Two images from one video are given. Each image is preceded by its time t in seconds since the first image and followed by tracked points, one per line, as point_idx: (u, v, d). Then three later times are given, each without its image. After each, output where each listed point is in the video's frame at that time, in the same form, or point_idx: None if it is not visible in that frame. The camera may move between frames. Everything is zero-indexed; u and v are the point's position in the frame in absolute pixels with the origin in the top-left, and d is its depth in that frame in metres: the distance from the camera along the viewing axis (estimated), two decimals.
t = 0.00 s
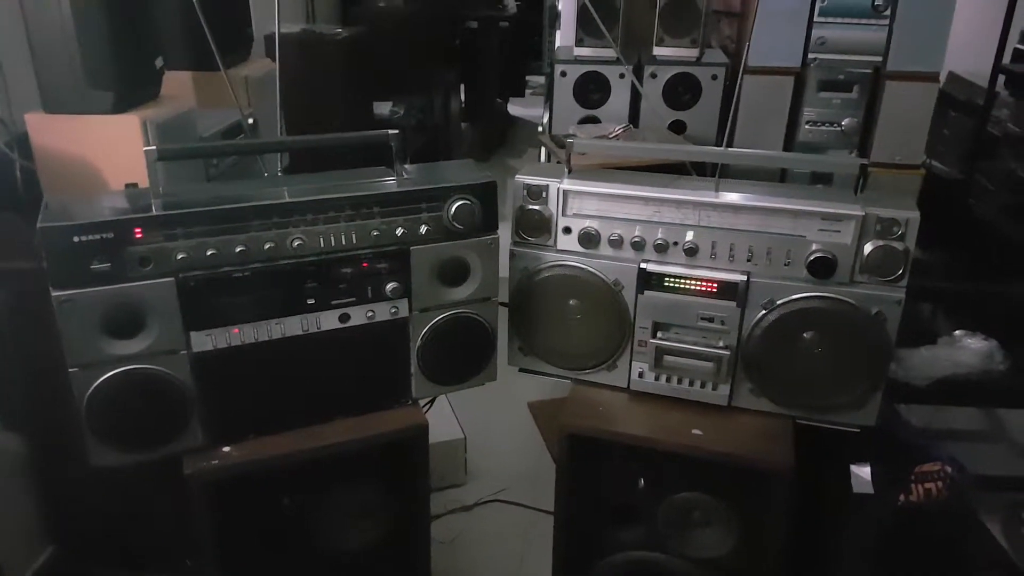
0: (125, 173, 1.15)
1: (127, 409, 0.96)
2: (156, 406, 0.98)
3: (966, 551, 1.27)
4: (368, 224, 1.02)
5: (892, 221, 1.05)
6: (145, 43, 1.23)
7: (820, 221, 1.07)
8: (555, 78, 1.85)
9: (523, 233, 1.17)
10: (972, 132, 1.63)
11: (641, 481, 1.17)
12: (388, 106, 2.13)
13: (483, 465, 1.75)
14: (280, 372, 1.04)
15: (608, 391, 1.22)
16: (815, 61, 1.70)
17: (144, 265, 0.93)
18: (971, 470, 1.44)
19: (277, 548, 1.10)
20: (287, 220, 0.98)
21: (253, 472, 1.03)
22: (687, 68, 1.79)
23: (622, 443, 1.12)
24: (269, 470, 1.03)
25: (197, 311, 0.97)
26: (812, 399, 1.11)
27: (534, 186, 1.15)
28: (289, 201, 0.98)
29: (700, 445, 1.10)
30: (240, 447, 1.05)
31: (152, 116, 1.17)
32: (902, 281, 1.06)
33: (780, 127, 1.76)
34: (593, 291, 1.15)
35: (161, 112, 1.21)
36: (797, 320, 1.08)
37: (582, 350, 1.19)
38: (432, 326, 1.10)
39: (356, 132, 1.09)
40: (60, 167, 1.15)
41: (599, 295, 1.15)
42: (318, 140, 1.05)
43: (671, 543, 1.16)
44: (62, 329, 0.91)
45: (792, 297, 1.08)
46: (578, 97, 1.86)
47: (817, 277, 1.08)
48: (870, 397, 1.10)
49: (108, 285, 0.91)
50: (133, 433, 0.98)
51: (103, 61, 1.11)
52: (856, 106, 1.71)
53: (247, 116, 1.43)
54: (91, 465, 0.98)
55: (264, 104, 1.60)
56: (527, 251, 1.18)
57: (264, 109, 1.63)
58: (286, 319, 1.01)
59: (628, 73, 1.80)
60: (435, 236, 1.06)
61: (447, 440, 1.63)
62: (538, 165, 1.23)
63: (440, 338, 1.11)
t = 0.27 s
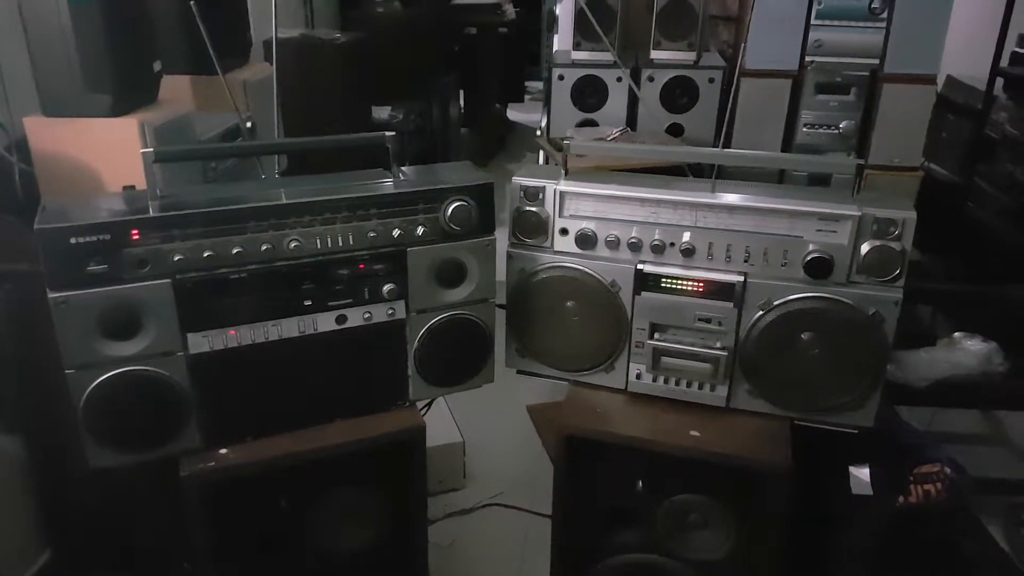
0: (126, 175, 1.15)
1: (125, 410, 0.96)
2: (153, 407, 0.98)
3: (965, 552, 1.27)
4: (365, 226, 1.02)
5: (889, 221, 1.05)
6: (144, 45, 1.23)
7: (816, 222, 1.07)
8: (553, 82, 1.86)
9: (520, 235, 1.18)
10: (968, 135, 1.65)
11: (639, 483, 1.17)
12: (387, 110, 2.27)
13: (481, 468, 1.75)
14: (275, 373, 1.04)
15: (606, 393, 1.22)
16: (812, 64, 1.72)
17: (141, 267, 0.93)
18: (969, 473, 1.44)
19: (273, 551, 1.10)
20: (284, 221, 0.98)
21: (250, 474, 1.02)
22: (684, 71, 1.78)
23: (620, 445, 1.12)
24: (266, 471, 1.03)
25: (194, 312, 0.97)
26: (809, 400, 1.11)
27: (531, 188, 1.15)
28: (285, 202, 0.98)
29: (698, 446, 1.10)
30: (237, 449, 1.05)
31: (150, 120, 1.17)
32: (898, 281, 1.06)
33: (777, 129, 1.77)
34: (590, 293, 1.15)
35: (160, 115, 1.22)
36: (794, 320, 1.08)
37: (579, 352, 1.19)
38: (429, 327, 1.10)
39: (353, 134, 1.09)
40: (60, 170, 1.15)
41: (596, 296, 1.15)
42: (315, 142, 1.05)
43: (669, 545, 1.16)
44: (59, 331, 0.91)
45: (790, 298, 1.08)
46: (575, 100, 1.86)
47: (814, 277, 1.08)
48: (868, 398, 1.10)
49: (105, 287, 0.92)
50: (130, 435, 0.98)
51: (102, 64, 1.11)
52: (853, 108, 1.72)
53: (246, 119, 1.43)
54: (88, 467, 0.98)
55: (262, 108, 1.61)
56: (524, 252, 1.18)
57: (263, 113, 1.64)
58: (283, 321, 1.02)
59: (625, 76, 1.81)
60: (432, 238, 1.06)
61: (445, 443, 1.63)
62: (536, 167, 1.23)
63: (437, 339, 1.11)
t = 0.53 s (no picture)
0: (127, 177, 1.15)
1: (126, 410, 0.97)
2: (153, 407, 0.98)
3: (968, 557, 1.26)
4: (365, 227, 1.02)
5: (891, 223, 1.04)
6: (148, 48, 1.24)
7: (818, 224, 1.07)
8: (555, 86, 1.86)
9: (521, 236, 1.18)
10: (973, 142, 1.66)
11: (640, 486, 1.17)
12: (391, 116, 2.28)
13: (482, 472, 1.74)
14: (276, 374, 1.04)
15: (606, 395, 1.22)
16: (815, 68, 1.72)
17: (142, 267, 0.93)
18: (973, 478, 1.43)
19: (272, 553, 1.10)
20: (284, 222, 0.99)
21: (249, 475, 1.02)
22: (686, 76, 1.79)
23: (620, 447, 1.12)
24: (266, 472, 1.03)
25: (195, 312, 0.97)
26: (811, 403, 1.11)
27: (532, 190, 1.15)
28: (286, 203, 0.98)
29: (698, 449, 1.09)
30: (237, 449, 1.05)
31: (153, 122, 1.18)
32: (901, 284, 1.06)
33: (779, 133, 1.78)
34: (591, 295, 1.15)
35: (162, 117, 1.22)
36: (796, 322, 1.07)
37: (580, 355, 1.18)
38: (429, 329, 1.10)
39: (353, 135, 1.09)
40: (64, 172, 1.16)
41: (596, 298, 1.15)
42: (315, 143, 1.05)
43: (669, 548, 1.16)
44: (60, 331, 0.91)
45: (791, 300, 1.08)
46: (577, 104, 1.86)
47: (815, 279, 1.07)
48: (871, 401, 1.10)
49: (107, 287, 0.92)
50: (130, 435, 0.98)
51: (104, 66, 1.12)
52: (857, 112, 1.72)
53: (248, 122, 1.44)
54: (88, 467, 0.98)
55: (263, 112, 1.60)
56: (524, 254, 1.18)
57: (266, 117, 1.64)
58: (284, 322, 1.02)
59: (627, 80, 1.81)
60: (433, 239, 1.06)
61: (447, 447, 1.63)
62: (537, 169, 1.23)
63: (437, 341, 1.11)
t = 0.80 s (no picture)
0: (132, 178, 1.17)
1: (129, 411, 0.97)
2: (157, 408, 0.98)
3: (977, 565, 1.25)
4: (370, 229, 1.02)
5: (897, 226, 1.04)
6: (156, 53, 1.25)
7: (823, 227, 1.06)
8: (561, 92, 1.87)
9: (525, 240, 1.18)
10: (981, 150, 1.66)
11: (644, 491, 1.16)
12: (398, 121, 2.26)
13: (487, 478, 1.74)
14: (280, 375, 1.04)
15: (611, 399, 1.21)
16: (821, 75, 1.73)
17: (148, 267, 0.94)
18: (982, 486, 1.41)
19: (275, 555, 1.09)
20: (289, 223, 0.99)
21: (253, 476, 1.02)
22: (692, 82, 1.79)
23: (624, 451, 1.11)
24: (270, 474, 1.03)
25: (200, 313, 0.97)
26: (817, 407, 1.10)
27: (536, 193, 1.15)
28: (291, 205, 0.99)
29: (703, 452, 1.09)
30: (241, 451, 1.05)
31: (159, 125, 1.19)
32: (907, 287, 1.05)
33: (786, 139, 1.78)
34: (595, 298, 1.14)
35: (168, 120, 1.23)
36: (801, 326, 1.07)
37: (585, 358, 1.18)
38: (434, 332, 1.10)
39: (358, 139, 1.09)
40: (70, 175, 1.18)
41: (601, 302, 1.14)
42: (320, 146, 1.06)
43: (674, 553, 1.15)
44: (65, 331, 0.92)
45: (796, 303, 1.08)
46: (583, 110, 1.87)
47: (821, 283, 1.07)
48: (877, 405, 1.09)
49: (112, 287, 0.92)
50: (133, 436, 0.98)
51: (112, 70, 1.13)
52: (863, 118, 1.72)
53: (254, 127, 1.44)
54: (92, 468, 0.99)
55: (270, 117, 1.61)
56: (528, 258, 1.18)
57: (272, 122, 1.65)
58: (288, 323, 1.02)
59: (633, 87, 1.81)
60: (437, 241, 1.07)
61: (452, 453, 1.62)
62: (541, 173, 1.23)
63: (441, 344, 1.11)
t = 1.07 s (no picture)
0: (137, 183, 1.18)
1: (128, 414, 0.97)
2: (156, 412, 0.98)
3: None
4: (372, 233, 1.03)
5: (899, 234, 1.04)
6: (162, 59, 1.26)
7: (824, 235, 1.06)
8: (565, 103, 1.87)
9: (527, 246, 1.18)
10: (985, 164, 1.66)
11: (647, 500, 1.14)
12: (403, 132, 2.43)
13: (488, 488, 1.73)
14: (280, 379, 1.04)
15: (612, 407, 1.21)
16: (823, 87, 1.74)
17: (149, 270, 0.94)
18: (987, 498, 1.40)
19: (273, 561, 1.09)
20: (291, 227, 0.99)
21: (251, 481, 1.02)
22: (695, 94, 1.80)
23: (624, 459, 1.11)
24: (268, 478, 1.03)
25: (201, 316, 0.97)
26: (819, 416, 1.09)
27: (538, 200, 1.15)
28: (293, 209, 0.99)
29: (704, 461, 1.08)
30: (240, 456, 1.04)
31: (163, 130, 1.20)
32: (908, 296, 1.05)
33: (789, 150, 1.79)
34: (597, 305, 1.14)
35: (173, 125, 1.24)
36: (803, 333, 1.06)
37: (586, 365, 1.18)
38: (435, 337, 1.10)
39: (361, 144, 1.10)
40: (75, 179, 1.18)
41: (602, 308, 1.14)
42: (323, 151, 1.06)
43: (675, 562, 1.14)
44: (66, 333, 0.92)
45: (797, 311, 1.08)
46: (587, 120, 1.87)
47: (822, 291, 1.07)
48: (879, 414, 1.08)
49: (114, 289, 0.93)
50: (132, 439, 0.98)
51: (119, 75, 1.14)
52: (866, 130, 1.74)
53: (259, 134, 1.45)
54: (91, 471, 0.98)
55: (275, 125, 1.62)
56: (530, 264, 1.18)
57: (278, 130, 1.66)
58: (289, 327, 1.02)
59: (637, 97, 1.82)
60: (438, 247, 1.07)
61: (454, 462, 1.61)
62: (544, 180, 1.24)
63: (442, 349, 1.11)
